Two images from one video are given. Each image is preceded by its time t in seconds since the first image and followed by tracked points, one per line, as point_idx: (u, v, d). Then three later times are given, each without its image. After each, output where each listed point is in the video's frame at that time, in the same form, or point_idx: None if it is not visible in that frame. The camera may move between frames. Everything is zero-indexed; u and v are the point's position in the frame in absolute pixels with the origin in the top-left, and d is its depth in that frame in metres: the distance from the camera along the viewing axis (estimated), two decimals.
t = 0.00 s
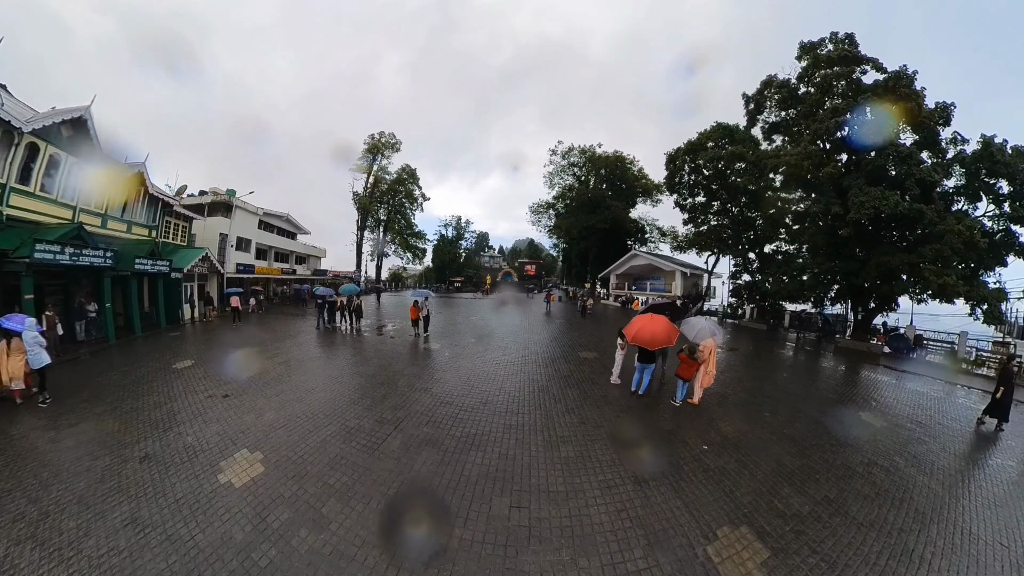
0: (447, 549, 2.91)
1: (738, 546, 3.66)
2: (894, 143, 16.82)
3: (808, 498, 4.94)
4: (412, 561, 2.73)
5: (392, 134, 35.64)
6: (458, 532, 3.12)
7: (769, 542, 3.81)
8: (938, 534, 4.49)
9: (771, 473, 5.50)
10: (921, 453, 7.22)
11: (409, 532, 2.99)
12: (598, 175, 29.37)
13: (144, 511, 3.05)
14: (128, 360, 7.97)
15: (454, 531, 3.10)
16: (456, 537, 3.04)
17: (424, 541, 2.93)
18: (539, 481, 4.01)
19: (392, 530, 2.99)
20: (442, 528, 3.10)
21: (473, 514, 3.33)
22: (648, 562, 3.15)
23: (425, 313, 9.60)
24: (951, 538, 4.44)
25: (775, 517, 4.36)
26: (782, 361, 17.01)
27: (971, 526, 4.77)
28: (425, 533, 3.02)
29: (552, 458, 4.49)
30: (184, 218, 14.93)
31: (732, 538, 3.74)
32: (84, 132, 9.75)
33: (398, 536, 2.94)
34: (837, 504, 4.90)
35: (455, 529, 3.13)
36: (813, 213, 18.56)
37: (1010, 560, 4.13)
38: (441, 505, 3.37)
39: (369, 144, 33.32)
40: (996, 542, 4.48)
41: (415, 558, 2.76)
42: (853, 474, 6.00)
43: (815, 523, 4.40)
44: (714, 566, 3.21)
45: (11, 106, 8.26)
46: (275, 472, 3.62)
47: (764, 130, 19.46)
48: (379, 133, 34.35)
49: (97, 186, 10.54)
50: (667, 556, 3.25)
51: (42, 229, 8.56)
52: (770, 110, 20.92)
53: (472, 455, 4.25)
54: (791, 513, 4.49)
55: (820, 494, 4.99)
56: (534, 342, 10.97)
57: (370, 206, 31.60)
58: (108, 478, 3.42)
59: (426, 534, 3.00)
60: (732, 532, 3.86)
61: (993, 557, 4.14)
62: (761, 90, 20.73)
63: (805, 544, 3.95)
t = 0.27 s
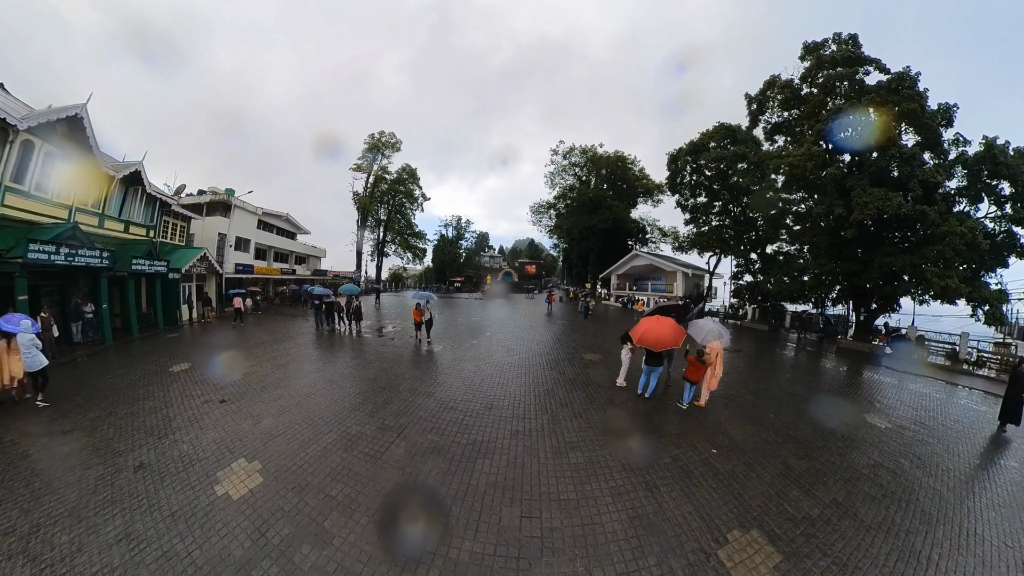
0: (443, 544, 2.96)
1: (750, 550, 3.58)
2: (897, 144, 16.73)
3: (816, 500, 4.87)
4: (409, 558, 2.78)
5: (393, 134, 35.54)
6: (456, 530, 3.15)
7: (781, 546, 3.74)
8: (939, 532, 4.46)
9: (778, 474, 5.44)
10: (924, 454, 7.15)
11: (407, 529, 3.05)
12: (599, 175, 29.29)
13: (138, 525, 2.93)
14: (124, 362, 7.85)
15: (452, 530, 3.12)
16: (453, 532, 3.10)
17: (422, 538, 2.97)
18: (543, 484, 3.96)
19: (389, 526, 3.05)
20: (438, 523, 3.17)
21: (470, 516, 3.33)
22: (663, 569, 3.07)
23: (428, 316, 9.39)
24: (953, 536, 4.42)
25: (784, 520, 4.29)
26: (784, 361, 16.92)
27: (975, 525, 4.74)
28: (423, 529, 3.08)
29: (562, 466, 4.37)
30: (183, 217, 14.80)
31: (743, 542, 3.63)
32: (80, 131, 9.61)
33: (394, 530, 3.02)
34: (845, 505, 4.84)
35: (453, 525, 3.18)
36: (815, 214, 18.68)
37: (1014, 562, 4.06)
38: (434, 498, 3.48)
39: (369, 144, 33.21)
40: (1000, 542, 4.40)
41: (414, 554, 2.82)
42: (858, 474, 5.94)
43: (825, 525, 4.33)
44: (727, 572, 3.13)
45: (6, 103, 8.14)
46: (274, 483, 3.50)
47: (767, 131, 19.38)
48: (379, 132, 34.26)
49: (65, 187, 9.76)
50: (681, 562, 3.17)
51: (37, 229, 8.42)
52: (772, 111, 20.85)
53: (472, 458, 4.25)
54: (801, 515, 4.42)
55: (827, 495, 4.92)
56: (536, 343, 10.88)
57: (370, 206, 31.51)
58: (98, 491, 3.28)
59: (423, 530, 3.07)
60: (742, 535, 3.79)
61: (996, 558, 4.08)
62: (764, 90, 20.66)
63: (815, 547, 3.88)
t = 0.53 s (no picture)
0: (449, 550, 2.91)
1: (764, 551, 3.51)
2: (900, 144, 16.63)
3: (827, 499, 4.82)
4: (414, 561, 2.75)
5: (393, 133, 35.39)
6: (459, 532, 3.12)
7: (796, 546, 3.68)
8: (948, 529, 4.41)
9: (787, 474, 5.36)
10: (929, 452, 7.10)
11: (412, 533, 3.01)
12: (600, 175, 29.18)
13: (131, 538, 2.81)
14: (121, 363, 7.73)
15: (458, 535, 3.07)
16: (457, 536, 3.06)
17: (427, 542, 2.94)
18: (551, 488, 3.89)
19: (394, 531, 3.01)
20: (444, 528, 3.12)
21: (477, 520, 3.28)
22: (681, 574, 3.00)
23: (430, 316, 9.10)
24: (963, 534, 4.37)
25: (797, 520, 4.23)
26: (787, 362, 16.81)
27: (985, 523, 4.69)
28: (428, 533, 3.04)
29: (574, 471, 4.26)
30: (181, 216, 14.67)
31: (758, 543, 3.59)
32: (77, 128, 9.47)
33: (401, 536, 2.97)
34: (855, 504, 4.77)
35: (457, 529, 3.14)
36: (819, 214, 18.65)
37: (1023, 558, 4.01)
38: (439, 502, 3.43)
39: (370, 143, 33.07)
40: (1007, 539, 4.35)
41: (419, 557, 2.79)
42: (865, 472, 5.89)
43: (838, 524, 4.26)
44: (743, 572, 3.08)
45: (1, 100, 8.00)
46: (272, 493, 3.38)
47: (769, 132, 19.27)
48: (379, 132, 34.09)
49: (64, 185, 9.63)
50: (699, 566, 3.11)
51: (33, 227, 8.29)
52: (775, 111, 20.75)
53: (476, 461, 4.19)
54: (813, 515, 4.37)
55: (837, 494, 4.86)
56: (539, 344, 10.76)
57: (370, 205, 31.35)
58: (85, 504, 3.12)
59: (429, 535, 3.02)
60: (756, 536, 3.72)
61: (1005, 555, 4.03)
62: (767, 90, 20.56)
63: (830, 547, 3.82)
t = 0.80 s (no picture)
0: (447, 548, 2.90)
1: (780, 552, 3.47)
2: (904, 145, 16.54)
3: (837, 498, 4.77)
4: (412, 557, 2.76)
5: (393, 133, 35.27)
6: (458, 532, 3.09)
7: (810, 546, 3.66)
8: (956, 527, 4.40)
9: (797, 474, 5.30)
10: (933, 451, 7.06)
11: (411, 531, 3.00)
12: (601, 175, 29.07)
13: (123, 554, 2.66)
14: (118, 364, 7.58)
15: (457, 534, 3.06)
16: (457, 536, 3.04)
17: (426, 541, 2.92)
18: (556, 487, 3.86)
19: (392, 530, 2.99)
20: (443, 526, 3.11)
21: (476, 519, 3.26)
22: None
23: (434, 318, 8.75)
24: (970, 532, 4.35)
25: (809, 520, 4.18)
26: (790, 363, 16.70)
27: (992, 521, 4.67)
28: (427, 531, 3.03)
29: (587, 476, 4.15)
30: (180, 215, 14.53)
31: (773, 543, 3.58)
32: (74, 124, 9.32)
33: (399, 533, 2.96)
34: (865, 504, 4.73)
35: (467, 538, 3.03)
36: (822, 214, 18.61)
37: None
38: (439, 502, 3.40)
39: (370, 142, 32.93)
40: (1014, 537, 4.34)
41: (418, 555, 2.78)
42: (871, 470, 5.86)
43: (849, 524, 4.22)
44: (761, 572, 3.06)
45: None
46: (272, 504, 3.22)
47: (772, 132, 19.16)
48: (380, 131, 33.94)
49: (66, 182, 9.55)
50: (716, 569, 3.08)
51: (28, 225, 8.15)
52: (777, 111, 20.67)
53: (477, 460, 4.16)
54: (825, 514, 4.33)
55: (846, 493, 4.82)
56: (541, 345, 10.62)
57: (370, 205, 31.20)
58: (71, 520, 2.92)
59: (428, 533, 3.01)
60: (771, 538, 3.67)
61: (1013, 552, 4.01)
62: (769, 90, 20.47)
63: (843, 547, 3.78)
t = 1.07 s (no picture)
0: (440, 547, 2.91)
1: (792, 554, 3.44)
2: (906, 147, 16.45)
3: (845, 499, 4.74)
4: (408, 557, 2.77)
5: (393, 132, 35.12)
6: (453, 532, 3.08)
7: (822, 547, 3.65)
8: (960, 526, 4.38)
9: (805, 475, 5.26)
10: (937, 451, 7.03)
11: (404, 530, 3.04)
12: (603, 175, 28.96)
13: (116, 572, 2.54)
14: (115, 366, 7.46)
15: (449, 530, 3.09)
16: (451, 534, 3.05)
17: (419, 539, 2.95)
18: (557, 487, 3.84)
19: (387, 530, 3.01)
20: (436, 524, 3.13)
21: (470, 515, 3.29)
22: None
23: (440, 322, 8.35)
24: (975, 531, 4.34)
25: (819, 521, 4.16)
26: (792, 364, 16.64)
27: (996, 520, 4.66)
28: (421, 530, 3.05)
29: (598, 480, 4.06)
30: (178, 214, 14.40)
31: (785, 544, 3.56)
32: (70, 122, 9.19)
33: (393, 534, 2.99)
34: (872, 504, 4.69)
35: (479, 547, 2.95)
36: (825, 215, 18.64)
37: None
38: (435, 502, 3.41)
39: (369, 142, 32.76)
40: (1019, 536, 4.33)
41: (411, 555, 2.79)
42: (873, 469, 5.85)
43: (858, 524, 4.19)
44: None
45: None
46: (272, 517, 3.10)
47: (774, 133, 19.05)
48: (380, 130, 33.79)
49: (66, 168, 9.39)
50: (732, 572, 3.04)
51: (24, 224, 8.04)
52: (780, 112, 20.59)
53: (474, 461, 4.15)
54: (833, 515, 4.30)
55: (853, 492, 4.79)
56: (544, 346, 10.50)
57: (370, 204, 31.06)
58: (59, 537, 2.78)
59: (421, 531, 3.04)
60: (783, 539, 3.63)
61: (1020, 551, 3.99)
62: (772, 91, 20.38)
63: (851, 547, 3.76)
